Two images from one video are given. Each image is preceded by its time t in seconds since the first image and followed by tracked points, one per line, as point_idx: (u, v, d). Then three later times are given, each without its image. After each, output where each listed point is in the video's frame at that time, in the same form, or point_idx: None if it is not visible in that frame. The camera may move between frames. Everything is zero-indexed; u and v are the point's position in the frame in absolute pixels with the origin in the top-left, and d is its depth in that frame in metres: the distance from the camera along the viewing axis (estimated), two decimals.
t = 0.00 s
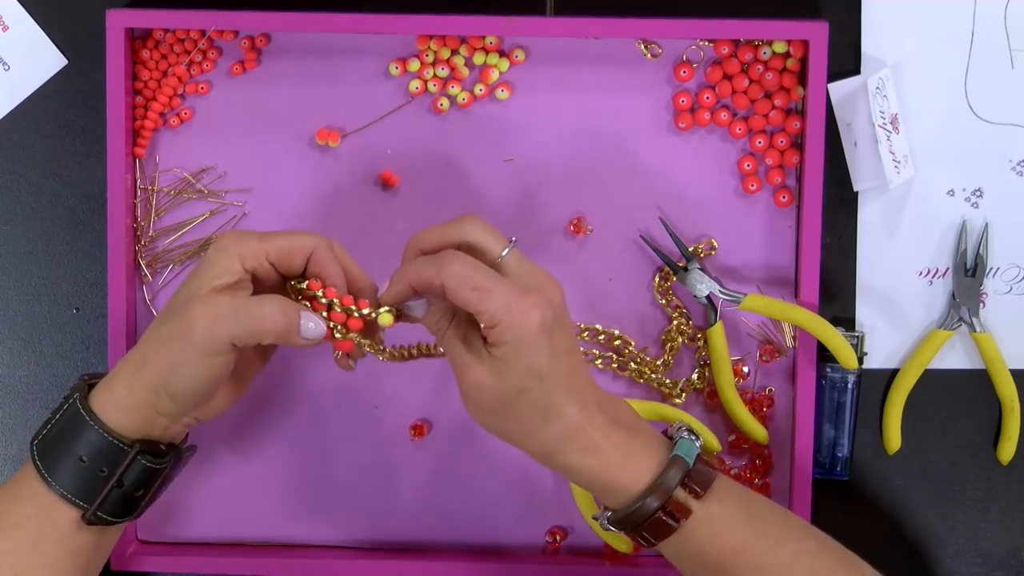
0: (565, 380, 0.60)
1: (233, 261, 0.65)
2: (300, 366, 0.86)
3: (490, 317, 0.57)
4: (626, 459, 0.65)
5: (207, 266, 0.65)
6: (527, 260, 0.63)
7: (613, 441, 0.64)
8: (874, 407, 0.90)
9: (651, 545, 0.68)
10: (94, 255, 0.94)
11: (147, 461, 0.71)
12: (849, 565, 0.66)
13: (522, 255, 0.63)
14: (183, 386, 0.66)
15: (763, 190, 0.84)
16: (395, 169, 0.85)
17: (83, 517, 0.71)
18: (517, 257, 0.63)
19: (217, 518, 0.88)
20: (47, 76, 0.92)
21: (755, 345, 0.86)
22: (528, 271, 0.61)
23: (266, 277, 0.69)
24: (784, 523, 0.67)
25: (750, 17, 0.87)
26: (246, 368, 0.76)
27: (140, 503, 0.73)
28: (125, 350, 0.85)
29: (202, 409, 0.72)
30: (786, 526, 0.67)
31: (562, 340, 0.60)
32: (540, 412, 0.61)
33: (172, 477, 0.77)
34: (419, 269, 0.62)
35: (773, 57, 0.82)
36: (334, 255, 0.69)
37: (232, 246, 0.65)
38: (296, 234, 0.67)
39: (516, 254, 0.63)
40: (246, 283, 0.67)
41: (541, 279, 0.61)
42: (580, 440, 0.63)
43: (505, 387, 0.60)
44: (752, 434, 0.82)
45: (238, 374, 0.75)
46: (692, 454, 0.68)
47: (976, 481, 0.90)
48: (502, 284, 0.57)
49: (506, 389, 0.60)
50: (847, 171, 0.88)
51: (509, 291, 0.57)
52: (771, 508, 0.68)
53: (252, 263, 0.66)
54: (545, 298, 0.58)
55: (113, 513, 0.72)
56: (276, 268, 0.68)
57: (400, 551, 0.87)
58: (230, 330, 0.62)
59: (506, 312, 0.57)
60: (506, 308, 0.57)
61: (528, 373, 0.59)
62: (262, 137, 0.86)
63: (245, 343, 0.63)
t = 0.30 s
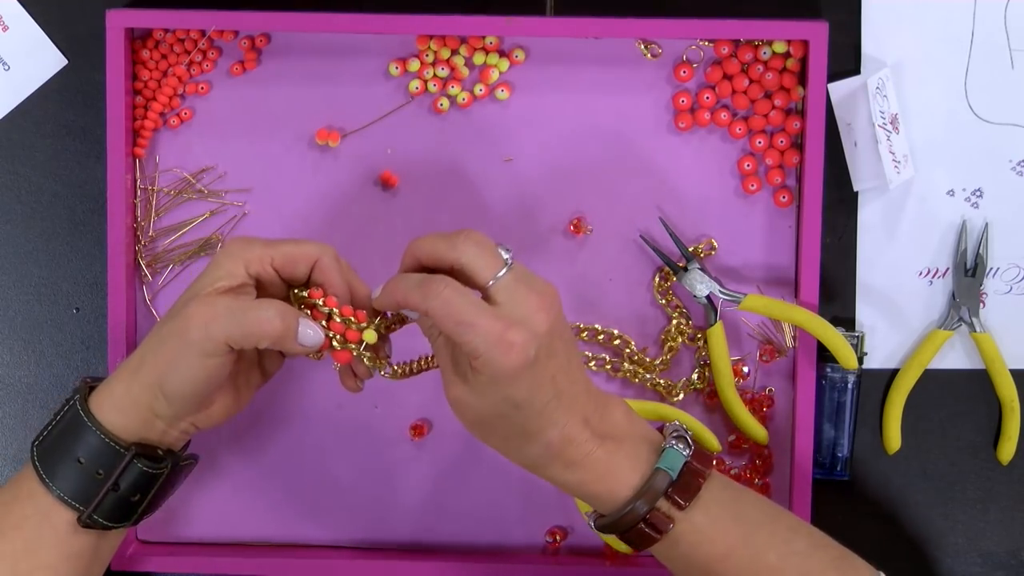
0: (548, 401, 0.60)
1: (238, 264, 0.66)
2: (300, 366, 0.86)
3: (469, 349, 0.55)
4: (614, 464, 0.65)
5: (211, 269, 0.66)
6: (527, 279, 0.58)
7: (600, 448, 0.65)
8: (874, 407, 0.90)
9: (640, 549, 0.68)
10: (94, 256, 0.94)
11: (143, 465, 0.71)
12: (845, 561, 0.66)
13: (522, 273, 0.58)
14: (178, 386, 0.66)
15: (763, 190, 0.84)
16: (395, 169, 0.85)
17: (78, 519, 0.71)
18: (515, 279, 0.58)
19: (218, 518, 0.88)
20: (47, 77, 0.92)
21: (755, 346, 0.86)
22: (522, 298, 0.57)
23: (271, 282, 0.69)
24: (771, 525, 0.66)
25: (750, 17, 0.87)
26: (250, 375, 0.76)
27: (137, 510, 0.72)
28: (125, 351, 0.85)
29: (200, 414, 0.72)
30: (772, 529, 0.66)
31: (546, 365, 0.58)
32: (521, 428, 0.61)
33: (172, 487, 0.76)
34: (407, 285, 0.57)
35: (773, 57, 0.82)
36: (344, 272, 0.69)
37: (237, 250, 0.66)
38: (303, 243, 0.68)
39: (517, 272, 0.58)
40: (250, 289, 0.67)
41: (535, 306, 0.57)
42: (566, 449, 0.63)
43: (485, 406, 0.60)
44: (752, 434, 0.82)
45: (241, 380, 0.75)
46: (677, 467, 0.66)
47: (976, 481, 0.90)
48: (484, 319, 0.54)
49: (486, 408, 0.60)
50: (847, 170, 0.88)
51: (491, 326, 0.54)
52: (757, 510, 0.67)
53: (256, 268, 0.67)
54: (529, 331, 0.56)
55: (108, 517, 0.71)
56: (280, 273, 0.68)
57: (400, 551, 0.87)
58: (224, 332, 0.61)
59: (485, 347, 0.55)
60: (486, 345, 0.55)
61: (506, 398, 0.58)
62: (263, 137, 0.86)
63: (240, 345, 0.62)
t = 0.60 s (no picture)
0: (546, 403, 0.60)
1: (239, 262, 0.66)
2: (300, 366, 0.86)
3: (468, 352, 0.55)
4: (611, 464, 0.65)
5: (212, 268, 0.66)
6: (528, 282, 0.58)
7: (599, 447, 0.65)
8: (874, 407, 0.90)
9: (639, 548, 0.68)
10: (94, 256, 0.94)
11: (144, 465, 0.70)
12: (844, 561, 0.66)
13: (523, 276, 0.58)
14: (179, 384, 0.66)
15: (763, 190, 0.84)
16: (395, 169, 0.85)
17: (77, 518, 0.71)
18: (516, 283, 0.57)
19: (218, 518, 0.88)
20: (47, 77, 0.92)
21: (755, 346, 0.86)
22: (524, 302, 0.57)
23: (273, 282, 0.70)
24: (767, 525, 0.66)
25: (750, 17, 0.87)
26: (252, 376, 0.76)
27: (137, 511, 0.72)
28: (125, 351, 0.85)
29: (202, 414, 0.72)
30: (769, 530, 0.66)
31: (545, 368, 0.58)
32: (520, 429, 0.61)
33: (173, 491, 0.76)
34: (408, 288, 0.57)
35: (773, 57, 0.82)
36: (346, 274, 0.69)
37: (238, 249, 0.66)
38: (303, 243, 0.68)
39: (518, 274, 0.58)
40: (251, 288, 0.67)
41: (535, 309, 0.56)
42: (564, 447, 0.63)
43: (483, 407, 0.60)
44: (752, 434, 0.82)
45: (243, 381, 0.75)
46: (675, 468, 0.66)
47: (976, 482, 0.90)
48: (483, 323, 0.54)
49: (483, 410, 0.60)
50: (846, 170, 0.88)
51: (491, 331, 0.54)
52: (754, 510, 0.67)
53: (256, 266, 0.67)
54: (528, 334, 0.55)
55: (108, 517, 0.71)
56: (282, 273, 0.69)
57: (399, 551, 0.87)
58: (224, 328, 0.61)
59: (484, 351, 0.54)
60: (485, 349, 0.54)
61: (504, 402, 0.58)
62: (263, 137, 0.86)
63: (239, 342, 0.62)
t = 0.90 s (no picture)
0: (544, 413, 0.59)
1: (238, 261, 0.67)
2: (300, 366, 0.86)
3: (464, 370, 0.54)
4: (607, 469, 0.65)
5: (212, 267, 0.67)
6: (526, 297, 0.56)
7: (598, 452, 0.64)
8: (874, 407, 0.90)
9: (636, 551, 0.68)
10: (94, 256, 0.94)
11: (142, 469, 0.70)
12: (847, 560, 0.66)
13: (522, 291, 0.56)
14: (179, 383, 0.66)
15: (763, 190, 0.84)
16: (396, 169, 0.85)
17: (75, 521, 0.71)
18: (514, 301, 0.55)
19: (218, 518, 0.88)
20: (47, 77, 0.92)
21: (755, 346, 0.86)
22: (522, 319, 0.55)
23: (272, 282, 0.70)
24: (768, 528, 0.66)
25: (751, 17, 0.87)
26: (252, 378, 0.76)
27: (135, 516, 0.72)
28: (126, 351, 0.85)
29: (201, 417, 0.72)
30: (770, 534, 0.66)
31: (543, 381, 0.57)
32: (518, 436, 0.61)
33: (173, 498, 0.75)
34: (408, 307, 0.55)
35: (773, 57, 0.82)
36: (345, 272, 0.69)
37: (237, 248, 0.67)
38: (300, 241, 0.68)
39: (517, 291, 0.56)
40: (250, 287, 0.68)
41: (533, 326, 0.55)
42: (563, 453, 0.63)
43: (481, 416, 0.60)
44: (752, 434, 0.82)
45: (244, 383, 0.75)
46: (670, 474, 0.65)
47: (976, 482, 0.90)
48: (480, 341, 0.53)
49: (481, 419, 0.60)
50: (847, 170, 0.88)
51: (489, 350, 0.53)
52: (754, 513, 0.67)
53: (255, 264, 0.67)
54: (525, 351, 0.55)
55: (105, 522, 0.71)
56: (281, 271, 0.69)
57: (399, 551, 0.87)
58: (224, 324, 0.62)
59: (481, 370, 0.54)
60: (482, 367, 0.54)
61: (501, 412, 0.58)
62: (263, 137, 0.86)
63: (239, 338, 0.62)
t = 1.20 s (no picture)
0: (549, 423, 0.58)
1: (229, 263, 0.67)
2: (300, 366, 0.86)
3: (473, 376, 0.53)
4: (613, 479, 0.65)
5: (206, 271, 0.67)
6: (523, 301, 0.55)
7: (601, 462, 0.64)
8: (874, 407, 0.90)
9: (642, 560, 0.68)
10: (94, 256, 0.94)
11: (143, 477, 0.70)
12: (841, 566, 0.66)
13: (516, 298, 0.55)
14: (180, 388, 0.67)
15: (763, 190, 0.84)
16: (396, 170, 0.85)
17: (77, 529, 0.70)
18: (510, 306, 0.54)
19: (218, 518, 0.88)
20: (48, 76, 0.92)
21: (755, 346, 0.86)
22: (520, 324, 0.54)
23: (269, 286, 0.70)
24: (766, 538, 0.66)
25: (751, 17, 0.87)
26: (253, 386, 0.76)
27: (137, 525, 0.72)
28: (125, 351, 0.85)
29: (203, 424, 0.73)
30: (768, 544, 0.66)
31: (547, 388, 0.56)
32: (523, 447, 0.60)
33: (175, 507, 0.75)
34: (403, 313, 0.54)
35: (773, 57, 0.82)
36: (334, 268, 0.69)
37: (228, 250, 0.67)
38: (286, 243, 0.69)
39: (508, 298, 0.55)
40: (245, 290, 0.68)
41: (531, 331, 0.54)
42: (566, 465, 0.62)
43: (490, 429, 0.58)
44: (752, 434, 0.82)
45: (245, 388, 0.75)
46: (676, 481, 0.66)
47: (976, 482, 0.90)
48: (486, 346, 0.52)
49: (490, 431, 0.58)
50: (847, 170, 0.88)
51: (495, 355, 0.52)
52: (752, 524, 0.67)
53: (249, 266, 0.68)
54: (529, 356, 0.54)
55: (107, 530, 0.71)
56: (275, 275, 0.69)
57: (399, 551, 0.87)
58: (222, 327, 0.62)
59: (487, 375, 0.53)
60: (490, 373, 0.53)
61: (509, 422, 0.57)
62: (263, 137, 0.86)
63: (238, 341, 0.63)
